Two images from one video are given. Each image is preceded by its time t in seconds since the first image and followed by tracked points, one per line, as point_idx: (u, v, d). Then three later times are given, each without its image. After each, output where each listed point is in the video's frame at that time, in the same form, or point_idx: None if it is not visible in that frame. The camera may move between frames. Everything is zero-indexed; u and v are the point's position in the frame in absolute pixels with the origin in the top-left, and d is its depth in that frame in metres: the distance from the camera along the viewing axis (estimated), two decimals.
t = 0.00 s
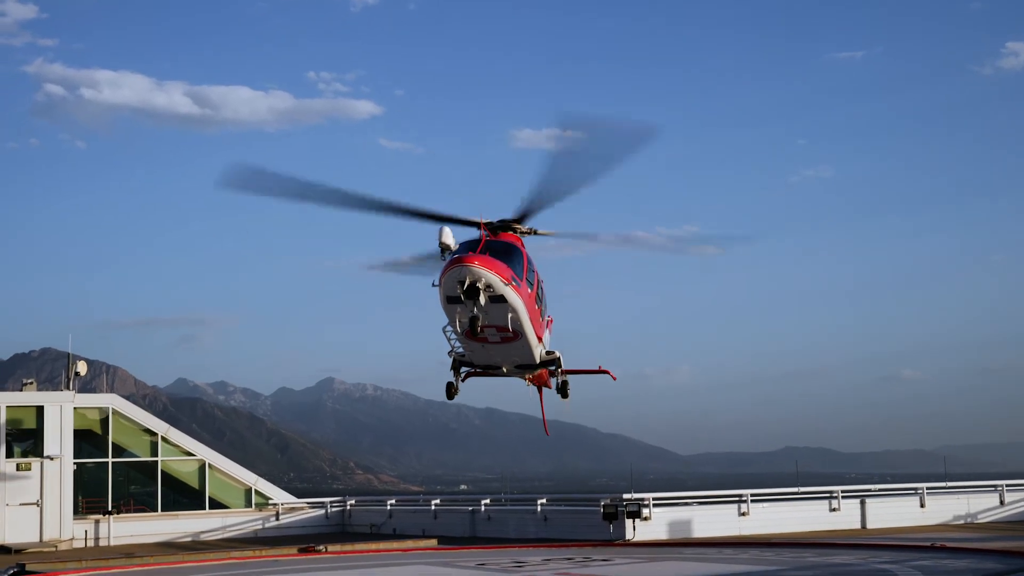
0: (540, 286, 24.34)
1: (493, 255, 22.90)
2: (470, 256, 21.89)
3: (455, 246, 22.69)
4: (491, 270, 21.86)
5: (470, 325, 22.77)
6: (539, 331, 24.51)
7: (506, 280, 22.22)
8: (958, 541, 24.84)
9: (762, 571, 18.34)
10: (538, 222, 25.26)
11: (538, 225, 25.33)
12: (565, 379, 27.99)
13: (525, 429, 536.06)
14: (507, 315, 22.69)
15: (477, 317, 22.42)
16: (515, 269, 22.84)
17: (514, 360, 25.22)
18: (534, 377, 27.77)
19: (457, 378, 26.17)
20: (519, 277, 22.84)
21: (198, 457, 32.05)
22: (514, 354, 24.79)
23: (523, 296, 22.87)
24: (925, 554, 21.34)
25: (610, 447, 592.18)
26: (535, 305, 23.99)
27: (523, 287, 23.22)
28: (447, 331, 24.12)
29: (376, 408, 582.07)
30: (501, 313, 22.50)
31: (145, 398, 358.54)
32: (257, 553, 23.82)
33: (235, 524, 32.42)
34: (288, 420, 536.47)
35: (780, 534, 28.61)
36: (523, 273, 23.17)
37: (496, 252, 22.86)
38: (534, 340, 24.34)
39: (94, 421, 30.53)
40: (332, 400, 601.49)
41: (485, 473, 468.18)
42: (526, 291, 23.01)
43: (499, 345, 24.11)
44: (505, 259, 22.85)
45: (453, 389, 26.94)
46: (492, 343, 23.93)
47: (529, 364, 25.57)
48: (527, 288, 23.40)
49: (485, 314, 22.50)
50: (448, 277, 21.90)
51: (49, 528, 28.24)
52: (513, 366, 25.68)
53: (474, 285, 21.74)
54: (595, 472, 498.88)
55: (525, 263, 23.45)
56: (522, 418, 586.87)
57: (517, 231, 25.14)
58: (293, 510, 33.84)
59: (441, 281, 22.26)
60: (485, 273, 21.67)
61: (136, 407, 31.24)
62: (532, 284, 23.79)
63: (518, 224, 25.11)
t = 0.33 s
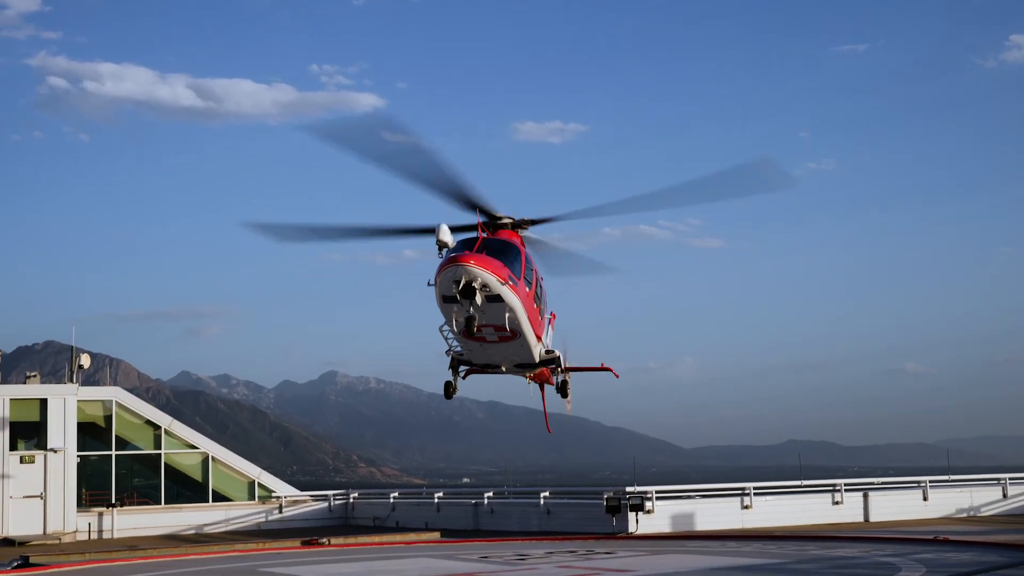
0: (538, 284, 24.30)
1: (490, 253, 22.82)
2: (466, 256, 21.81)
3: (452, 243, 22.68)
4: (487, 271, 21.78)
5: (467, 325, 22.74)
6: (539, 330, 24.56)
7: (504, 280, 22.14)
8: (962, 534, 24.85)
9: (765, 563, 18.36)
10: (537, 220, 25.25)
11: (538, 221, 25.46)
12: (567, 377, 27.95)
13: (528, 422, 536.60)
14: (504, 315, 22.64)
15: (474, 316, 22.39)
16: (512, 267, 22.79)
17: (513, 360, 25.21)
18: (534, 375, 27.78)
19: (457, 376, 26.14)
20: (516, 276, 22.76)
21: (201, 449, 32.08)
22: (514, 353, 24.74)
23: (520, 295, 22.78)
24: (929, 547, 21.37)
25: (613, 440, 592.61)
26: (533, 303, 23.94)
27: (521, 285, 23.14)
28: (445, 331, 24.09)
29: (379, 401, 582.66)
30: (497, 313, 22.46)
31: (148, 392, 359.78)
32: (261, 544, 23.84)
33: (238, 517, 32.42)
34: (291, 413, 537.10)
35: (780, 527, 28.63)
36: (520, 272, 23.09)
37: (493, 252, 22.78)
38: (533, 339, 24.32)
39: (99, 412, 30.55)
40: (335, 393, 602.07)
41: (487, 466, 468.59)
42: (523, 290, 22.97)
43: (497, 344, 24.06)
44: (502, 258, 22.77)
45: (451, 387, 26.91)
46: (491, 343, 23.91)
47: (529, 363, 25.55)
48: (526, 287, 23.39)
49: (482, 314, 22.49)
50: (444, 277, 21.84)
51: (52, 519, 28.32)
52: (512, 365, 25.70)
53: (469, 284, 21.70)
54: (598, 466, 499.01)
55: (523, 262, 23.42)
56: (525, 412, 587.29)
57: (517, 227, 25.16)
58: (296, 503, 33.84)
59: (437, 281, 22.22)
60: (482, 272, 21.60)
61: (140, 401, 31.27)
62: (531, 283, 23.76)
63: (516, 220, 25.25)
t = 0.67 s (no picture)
0: (536, 283, 24.21)
1: (487, 252, 22.77)
2: (461, 256, 21.67)
3: (449, 243, 22.63)
4: (483, 271, 21.67)
5: (462, 325, 22.70)
6: (537, 330, 24.65)
7: (500, 280, 22.05)
8: (964, 527, 24.89)
9: (768, 556, 18.32)
10: (536, 218, 25.29)
11: (537, 218, 25.50)
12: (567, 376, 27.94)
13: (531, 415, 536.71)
14: (501, 315, 22.59)
15: (470, 316, 22.38)
16: (509, 268, 22.68)
17: (511, 359, 25.22)
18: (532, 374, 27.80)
19: (456, 375, 26.17)
20: (513, 277, 22.68)
21: (204, 443, 32.07)
22: (511, 354, 24.77)
23: (517, 295, 22.75)
24: (932, 539, 21.37)
25: (615, 434, 593.21)
26: (532, 303, 23.93)
27: (518, 285, 23.05)
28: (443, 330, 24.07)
29: (381, 395, 583.71)
30: (495, 313, 22.38)
31: (151, 385, 361.66)
32: (264, 538, 23.85)
33: (240, 510, 32.52)
34: (293, 407, 538.44)
35: (781, 521, 28.57)
36: (517, 272, 23.01)
37: (490, 252, 22.70)
38: (530, 339, 24.31)
39: (102, 405, 30.58)
40: (337, 387, 603.41)
41: (490, 459, 468.66)
42: (520, 290, 22.88)
43: (495, 343, 24.07)
44: (498, 259, 22.67)
45: (448, 385, 26.98)
46: (488, 342, 23.92)
47: (526, 363, 25.59)
48: (524, 286, 23.31)
49: (478, 314, 22.46)
50: (438, 278, 21.73)
51: (55, 513, 28.32)
52: (511, 364, 25.69)
53: (465, 285, 21.56)
54: (601, 459, 499.32)
55: (520, 261, 23.36)
56: (527, 406, 588.02)
57: (515, 225, 25.23)
58: (299, 496, 33.89)
59: (431, 282, 22.10)
60: (477, 272, 21.46)
61: (144, 395, 31.32)
62: (529, 281, 23.72)
63: (514, 216, 25.27)
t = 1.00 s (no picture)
0: (535, 282, 24.17)
1: (486, 253, 22.68)
2: (458, 257, 21.54)
3: (448, 242, 22.43)
4: (480, 272, 21.56)
5: (461, 326, 22.64)
6: (538, 331, 24.61)
7: (498, 281, 21.96)
8: (970, 522, 24.85)
9: (773, 550, 18.32)
10: (537, 216, 25.27)
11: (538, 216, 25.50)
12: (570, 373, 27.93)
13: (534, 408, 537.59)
14: (500, 316, 22.57)
15: (467, 318, 22.32)
16: (507, 268, 22.62)
17: (512, 359, 25.22)
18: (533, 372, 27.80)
19: (457, 375, 26.14)
20: (511, 278, 22.62)
21: (209, 436, 32.15)
22: (511, 354, 24.74)
23: (517, 297, 22.69)
24: (935, 534, 21.41)
25: (619, 427, 593.54)
26: (532, 303, 23.88)
27: (517, 285, 23.00)
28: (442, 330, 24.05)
29: (386, 388, 584.56)
30: (493, 314, 22.37)
31: (156, 378, 362.36)
32: (270, 530, 23.91)
33: (245, 503, 32.56)
34: (298, 400, 539.22)
35: (786, 516, 28.57)
36: (516, 272, 22.98)
37: (488, 253, 22.60)
38: (531, 339, 24.30)
39: (107, 398, 30.62)
40: (342, 380, 604.36)
41: (494, 453, 469.34)
42: (519, 291, 22.84)
43: (495, 344, 24.07)
44: (496, 260, 22.59)
45: (449, 385, 26.96)
46: (487, 343, 23.94)
47: (528, 363, 25.59)
48: (522, 288, 23.27)
49: (477, 316, 22.42)
50: (435, 278, 21.61)
51: (61, 507, 28.41)
52: (512, 365, 25.73)
53: (463, 287, 21.46)
54: (605, 453, 499.61)
55: (519, 261, 23.30)
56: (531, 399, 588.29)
57: (515, 222, 25.19)
58: (303, 489, 33.97)
59: (428, 283, 22.02)
60: (474, 274, 21.35)
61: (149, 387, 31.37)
62: (528, 282, 23.67)
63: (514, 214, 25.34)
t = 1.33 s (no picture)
0: (537, 280, 24.12)
1: (486, 254, 22.67)
2: (457, 260, 21.41)
3: (448, 242, 22.36)
4: (480, 273, 21.44)
5: (461, 327, 22.62)
6: (540, 330, 24.57)
7: (498, 283, 21.89)
8: (976, 515, 24.77)
9: (778, 543, 18.29)
10: (540, 214, 25.19)
11: (540, 214, 25.45)
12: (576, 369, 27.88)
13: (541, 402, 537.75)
14: (501, 317, 22.56)
15: (468, 319, 22.24)
16: (507, 269, 22.56)
17: (514, 359, 25.23)
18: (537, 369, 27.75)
19: (459, 374, 26.10)
20: (512, 279, 22.56)
21: (216, 429, 32.16)
22: (513, 353, 24.79)
23: (518, 298, 22.68)
24: (943, 528, 21.28)
25: (625, 421, 593.72)
26: (534, 304, 23.87)
27: (519, 287, 22.95)
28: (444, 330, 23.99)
29: (393, 382, 586.09)
30: (493, 315, 22.34)
31: (163, 371, 364.03)
32: (277, 524, 23.95)
33: (252, 497, 32.63)
34: (305, 394, 540.56)
35: (794, 510, 28.51)
36: (517, 273, 22.90)
37: (488, 253, 22.51)
38: (533, 339, 24.31)
39: (113, 391, 30.65)
40: (349, 373, 605.95)
41: (501, 447, 469.49)
42: (520, 291, 22.80)
43: (496, 345, 24.09)
44: (497, 259, 22.52)
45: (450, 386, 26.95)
46: (489, 343, 23.95)
47: (531, 362, 25.60)
48: (524, 288, 23.24)
49: (477, 317, 22.39)
50: (434, 281, 21.52)
51: (69, 500, 28.47)
52: (516, 363, 25.73)
53: (462, 288, 21.38)
54: (611, 446, 500.03)
55: (521, 261, 23.23)
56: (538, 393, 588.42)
57: (516, 220, 25.16)
58: (310, 482, 33.98)
59: (428, 284, 21.92)
60: (474, 276, 21.27)
61: (155, 380, 31.35)
62: (531, 283, 23.61)
63: (515, 212, 25.24)
